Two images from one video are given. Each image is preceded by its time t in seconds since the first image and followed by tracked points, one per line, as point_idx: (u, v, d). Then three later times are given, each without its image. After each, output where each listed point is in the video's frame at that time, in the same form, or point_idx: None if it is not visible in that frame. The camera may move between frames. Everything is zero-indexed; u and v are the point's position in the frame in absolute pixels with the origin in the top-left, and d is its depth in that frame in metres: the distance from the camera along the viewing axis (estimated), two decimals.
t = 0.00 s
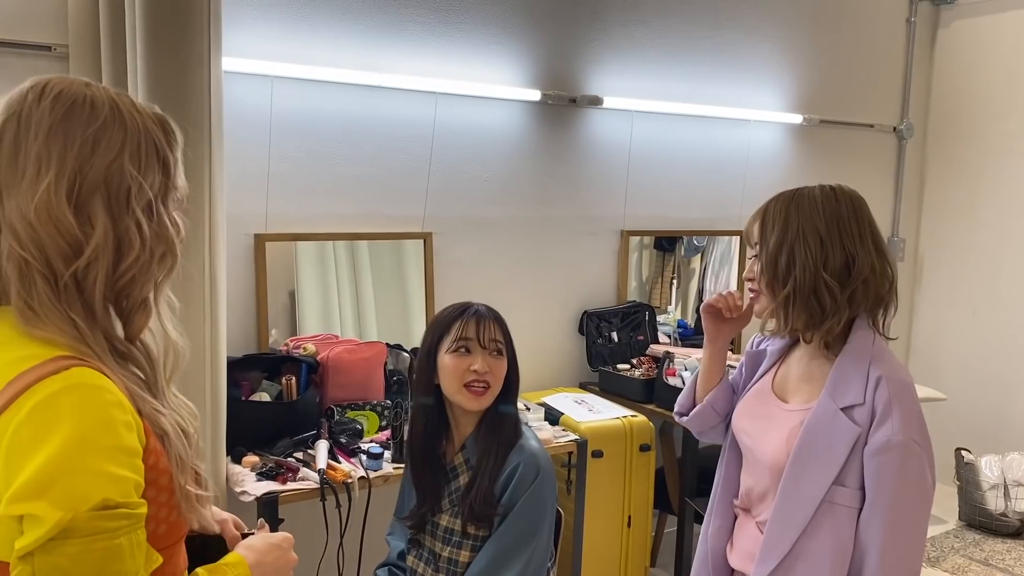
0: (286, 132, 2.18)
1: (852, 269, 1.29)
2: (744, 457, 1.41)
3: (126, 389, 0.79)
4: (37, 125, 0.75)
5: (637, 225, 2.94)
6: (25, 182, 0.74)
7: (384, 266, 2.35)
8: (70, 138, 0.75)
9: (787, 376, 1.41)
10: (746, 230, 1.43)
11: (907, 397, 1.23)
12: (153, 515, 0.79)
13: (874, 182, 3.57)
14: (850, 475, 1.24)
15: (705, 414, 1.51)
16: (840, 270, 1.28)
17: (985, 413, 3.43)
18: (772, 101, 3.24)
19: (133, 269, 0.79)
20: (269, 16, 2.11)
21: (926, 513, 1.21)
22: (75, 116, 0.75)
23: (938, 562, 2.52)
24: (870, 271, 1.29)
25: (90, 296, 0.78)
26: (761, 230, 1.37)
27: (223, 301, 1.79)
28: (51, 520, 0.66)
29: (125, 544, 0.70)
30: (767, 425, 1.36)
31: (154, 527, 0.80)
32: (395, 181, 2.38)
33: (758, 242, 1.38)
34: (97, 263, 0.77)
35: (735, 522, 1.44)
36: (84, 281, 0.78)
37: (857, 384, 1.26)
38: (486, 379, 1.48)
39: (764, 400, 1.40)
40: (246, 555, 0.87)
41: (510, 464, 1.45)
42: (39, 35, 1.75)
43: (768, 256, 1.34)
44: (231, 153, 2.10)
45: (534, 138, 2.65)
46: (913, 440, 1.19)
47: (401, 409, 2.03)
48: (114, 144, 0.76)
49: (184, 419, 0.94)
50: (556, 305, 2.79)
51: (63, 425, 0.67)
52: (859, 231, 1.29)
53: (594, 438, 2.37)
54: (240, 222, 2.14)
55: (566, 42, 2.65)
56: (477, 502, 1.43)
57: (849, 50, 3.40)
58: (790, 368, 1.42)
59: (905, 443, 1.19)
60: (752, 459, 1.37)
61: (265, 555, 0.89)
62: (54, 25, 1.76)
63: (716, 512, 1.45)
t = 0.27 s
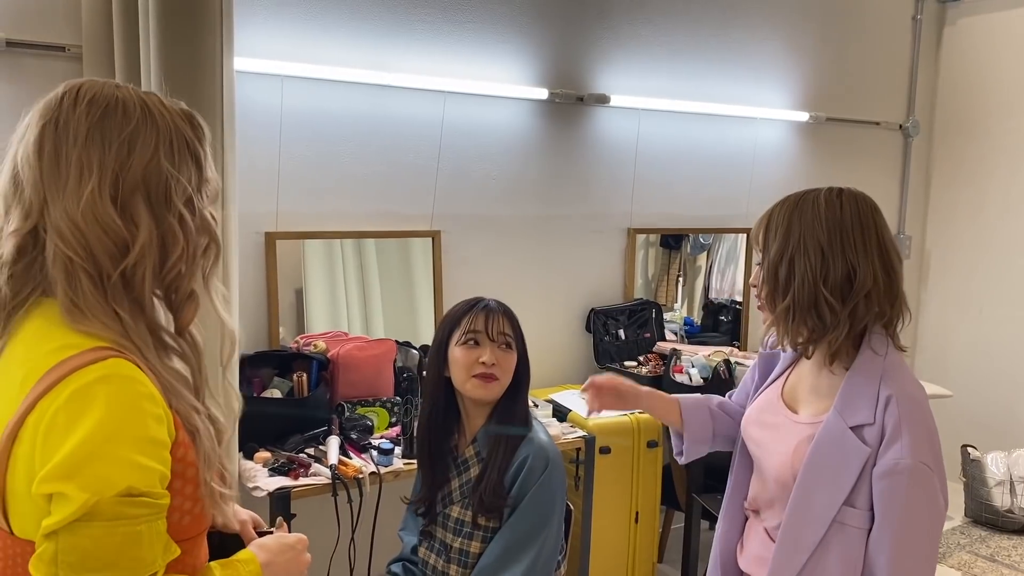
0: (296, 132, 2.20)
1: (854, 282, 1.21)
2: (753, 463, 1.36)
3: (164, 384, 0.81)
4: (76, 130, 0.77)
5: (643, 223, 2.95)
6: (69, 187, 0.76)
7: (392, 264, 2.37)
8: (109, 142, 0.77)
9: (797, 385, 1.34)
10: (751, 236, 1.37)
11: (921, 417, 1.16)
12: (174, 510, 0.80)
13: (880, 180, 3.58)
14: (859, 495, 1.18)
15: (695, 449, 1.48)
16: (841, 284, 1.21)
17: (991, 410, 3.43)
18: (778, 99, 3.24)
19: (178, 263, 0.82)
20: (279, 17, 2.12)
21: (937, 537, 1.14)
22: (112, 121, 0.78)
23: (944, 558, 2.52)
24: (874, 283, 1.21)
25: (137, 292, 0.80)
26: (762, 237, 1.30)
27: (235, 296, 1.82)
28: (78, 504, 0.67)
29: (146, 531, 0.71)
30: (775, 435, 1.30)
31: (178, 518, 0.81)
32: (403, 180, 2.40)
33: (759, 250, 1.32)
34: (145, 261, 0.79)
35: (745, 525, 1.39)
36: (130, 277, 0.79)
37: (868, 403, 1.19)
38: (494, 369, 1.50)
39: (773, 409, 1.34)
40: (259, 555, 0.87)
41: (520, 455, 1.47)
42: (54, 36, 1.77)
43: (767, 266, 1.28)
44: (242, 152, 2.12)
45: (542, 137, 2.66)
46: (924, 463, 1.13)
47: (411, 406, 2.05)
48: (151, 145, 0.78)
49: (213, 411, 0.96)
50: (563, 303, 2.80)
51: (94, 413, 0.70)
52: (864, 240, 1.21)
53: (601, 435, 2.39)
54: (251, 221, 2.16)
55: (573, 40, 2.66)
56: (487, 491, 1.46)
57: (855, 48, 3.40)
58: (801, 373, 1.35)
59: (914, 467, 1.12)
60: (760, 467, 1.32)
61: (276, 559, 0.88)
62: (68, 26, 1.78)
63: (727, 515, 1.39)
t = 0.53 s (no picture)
0: (304, 127, 2.20)
1: (861, 284, 1.20)
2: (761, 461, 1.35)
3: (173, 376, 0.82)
4: (71, 130, 0.78)
5: (651, 218, 2.95)
6: (68, 187, 0.77)
7: (401, 259, 2.37)
8: (103, 138, 0.77)
9: (805, 384, 1.33)
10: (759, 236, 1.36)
11: (937, 421, 1.15)
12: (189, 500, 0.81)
13: (888, 174, 3.56)
14: (875, 500, 1.17)
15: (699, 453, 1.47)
16: (847, 286, 1.21)
17: (999, 404, 3.41)
18: (786, 93, 3.23)
19: (177, 255, 0.82)
20: (287, 12, 2.12)
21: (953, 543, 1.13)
22: (105, 118, 0.78)
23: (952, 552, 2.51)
24: (880, 286, 1.20)
25: (137, 285, 0.80)
26: (769, 237, 1.30)
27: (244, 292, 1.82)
28: (94, 492, 0.68)
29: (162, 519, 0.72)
30: (784, 437, 1.29)
31: (193, 506, 0.82)
32: (411, 175, 2.40)
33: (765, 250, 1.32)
34: (142, 254, 0.79)
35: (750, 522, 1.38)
36: (131, 271, 0.80)
37: (882, 407, 1.19)
38: (492, 361, 1.50)
39: (782, 409, 1.33)
40: (274, 542, 0.87)
41: (527, 452, 1.46)
42: (63, 32, 1.78)
43: (773, 267, 1.28)
44: (251, 148, 2.13)
45: (549, 131, 2.66)
46: (941, 469, 1.12)
47: (420, 400, 2.05)
48: (144, 139, 0.78)
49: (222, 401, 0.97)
50: (571, 298, 2.80)
51: (107, 404, 0.70)
52: (871, 242, 1.20)
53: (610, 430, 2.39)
54: (259, 216, 2.16)
55: (580, 35, 2.66)
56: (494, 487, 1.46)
57: (863, 42, 3.39)
58: (808, 371, 1.34)
59: (931, 472, 1.11)
60: (769, 468, 1.31)
61: (296, 544, 0.90)
62: (78, 22, 1.78)
63: (732, 512, 1.39)
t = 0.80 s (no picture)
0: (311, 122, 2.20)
1: (879, 281, 1.20)
2: (772, 458, 1.35)
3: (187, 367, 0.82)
4: (82, 128, 0.79)
5: (659, 213, 2.94)
6: (79, 182, 0.78)
7: (409, 254, 2.37)
8: (112, 133, 0.78)
9: (819, 380, 1.33)
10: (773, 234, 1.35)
11: (957, 420, 1.15)
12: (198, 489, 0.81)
13: (898, 168, 3.53)
14: (894, 500, 1.17)
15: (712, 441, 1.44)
16: (867, 282, 1.20)
17: (1009, 399, 3.38)
18: (794, 86, 3.21)
19: (186, 246, 0.81)
20: (293, 7, 2.12)
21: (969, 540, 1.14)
22: (114, 114, 0.78)
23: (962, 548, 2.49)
24: (900, 282, 1.19)
25: (147, 277, 0.81)
26: (785, 235, 1.30)
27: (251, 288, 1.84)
28: (103, 477, 0.68)
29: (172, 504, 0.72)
30: (798, 434, 1.29)
31: (203, 497, 0.82)
32: (419, 169, 2.40)
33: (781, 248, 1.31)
34: (152, 245, 0.79)
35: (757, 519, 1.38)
36: (142, 262, 0.80)
37: (902, 406, 1.18)
38: (477, 354, 1.50)
39: (795, 405, 1.32)
40: (286, 539, 0.88)
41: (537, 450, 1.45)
42: (72, 27, 1.78)
43: (790, 266, 1.27)
44: (258, 143, 2.13)
45: (556, 125, 2.65)
46: (961, 467, 1.12)
47: (428, 394, 2.05)
48: (151, 133, 0.78)
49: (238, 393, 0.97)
50: (579, 293, 2.80)
51: (118, 389, 0.70)
52: (889, 237, 1.20)
53: (618, 424, 2.38)
54: (267, 211, 2.16)
55: (588, 28, 2.65)
56: (501, 484, 1.45)
57: (872, 35, 3.36)
58: (822, 367, 1.33)
59: (953, 471, 1.12)
60: (782, 465, 1.31)
61: (308, 540, 0.90)
62: (86, 17, 1.79)
63: (740, 508, 1.39)
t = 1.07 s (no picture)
0: (317, 117, 2.19)
1: (893, 279, 1.18)
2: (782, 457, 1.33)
3: (197, 366, 0.80)
4: (97, 123, 0.78)
5: (667, 207, 2.92)
6: (94, 176, 0.77)
7: (417, 249, 2.36)
8: (126, 128, 0.77)
9: (831, 379, 1.31)
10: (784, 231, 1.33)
11: (974, 419, 1.14)
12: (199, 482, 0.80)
13: (909, 161, 3.49)
14: (911, 500, 1.16)
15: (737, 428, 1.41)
16: (880, 280, 1.18)
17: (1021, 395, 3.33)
18: (805, 79, 3.18)
19: (199, 242, 0.80)
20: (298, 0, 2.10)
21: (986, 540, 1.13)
22: (129, 109, 0.77)
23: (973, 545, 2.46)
24: (914, 279, 1.17)
25: (159, 273, 0.79)
26: (795, 233, 1.27)
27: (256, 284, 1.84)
28: (103, 467, 0.66)
29: (174, 495, 0.71)
30: (811, 433, 1.27)
31: (205, 494, 0.81)
32: (425, 163, 2.39)
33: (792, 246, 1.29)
34: (163, 240, 0.78)
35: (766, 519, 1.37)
36: (153, 258, 0.79)
37: (918, 405, 1.16)
38: (482, 355, 1.48)
39: (807, 405, 1.31)
40: (292, 538, 0.87)
41: (540, 446, 1.45)
42: (77, 21, 1.77)
43: (801, 265, 1.25)
44: (263, 138, 2.12)
45: (564, 119, 2.63)
46: (979, 467, 1.11)
47: (435, 390, 2.05)
48: (165, 129, 0.77)
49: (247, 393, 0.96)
50: (586, 288, 2.78)
51: (124, 379, 0.69)
52: (902, 234, 1.17)
53: (626, 420, 2.37)
54: (273, 206, 2.16)
55: (596, 21, 2.62)
56: (504, 483, 1.44)
57: (882, 27, 3.32)
58: (834, 365, 1.32)
59: (970, 471, 1.10)
60: (792, 465, 1.29)
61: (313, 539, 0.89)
62: (91, 11, 1.78)
63: (749, 508, 1.38)
